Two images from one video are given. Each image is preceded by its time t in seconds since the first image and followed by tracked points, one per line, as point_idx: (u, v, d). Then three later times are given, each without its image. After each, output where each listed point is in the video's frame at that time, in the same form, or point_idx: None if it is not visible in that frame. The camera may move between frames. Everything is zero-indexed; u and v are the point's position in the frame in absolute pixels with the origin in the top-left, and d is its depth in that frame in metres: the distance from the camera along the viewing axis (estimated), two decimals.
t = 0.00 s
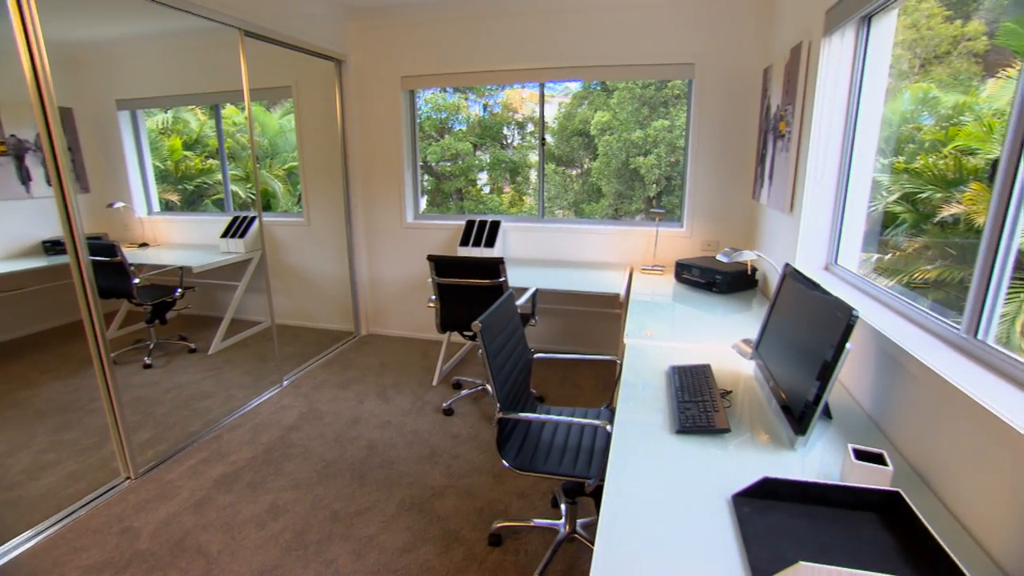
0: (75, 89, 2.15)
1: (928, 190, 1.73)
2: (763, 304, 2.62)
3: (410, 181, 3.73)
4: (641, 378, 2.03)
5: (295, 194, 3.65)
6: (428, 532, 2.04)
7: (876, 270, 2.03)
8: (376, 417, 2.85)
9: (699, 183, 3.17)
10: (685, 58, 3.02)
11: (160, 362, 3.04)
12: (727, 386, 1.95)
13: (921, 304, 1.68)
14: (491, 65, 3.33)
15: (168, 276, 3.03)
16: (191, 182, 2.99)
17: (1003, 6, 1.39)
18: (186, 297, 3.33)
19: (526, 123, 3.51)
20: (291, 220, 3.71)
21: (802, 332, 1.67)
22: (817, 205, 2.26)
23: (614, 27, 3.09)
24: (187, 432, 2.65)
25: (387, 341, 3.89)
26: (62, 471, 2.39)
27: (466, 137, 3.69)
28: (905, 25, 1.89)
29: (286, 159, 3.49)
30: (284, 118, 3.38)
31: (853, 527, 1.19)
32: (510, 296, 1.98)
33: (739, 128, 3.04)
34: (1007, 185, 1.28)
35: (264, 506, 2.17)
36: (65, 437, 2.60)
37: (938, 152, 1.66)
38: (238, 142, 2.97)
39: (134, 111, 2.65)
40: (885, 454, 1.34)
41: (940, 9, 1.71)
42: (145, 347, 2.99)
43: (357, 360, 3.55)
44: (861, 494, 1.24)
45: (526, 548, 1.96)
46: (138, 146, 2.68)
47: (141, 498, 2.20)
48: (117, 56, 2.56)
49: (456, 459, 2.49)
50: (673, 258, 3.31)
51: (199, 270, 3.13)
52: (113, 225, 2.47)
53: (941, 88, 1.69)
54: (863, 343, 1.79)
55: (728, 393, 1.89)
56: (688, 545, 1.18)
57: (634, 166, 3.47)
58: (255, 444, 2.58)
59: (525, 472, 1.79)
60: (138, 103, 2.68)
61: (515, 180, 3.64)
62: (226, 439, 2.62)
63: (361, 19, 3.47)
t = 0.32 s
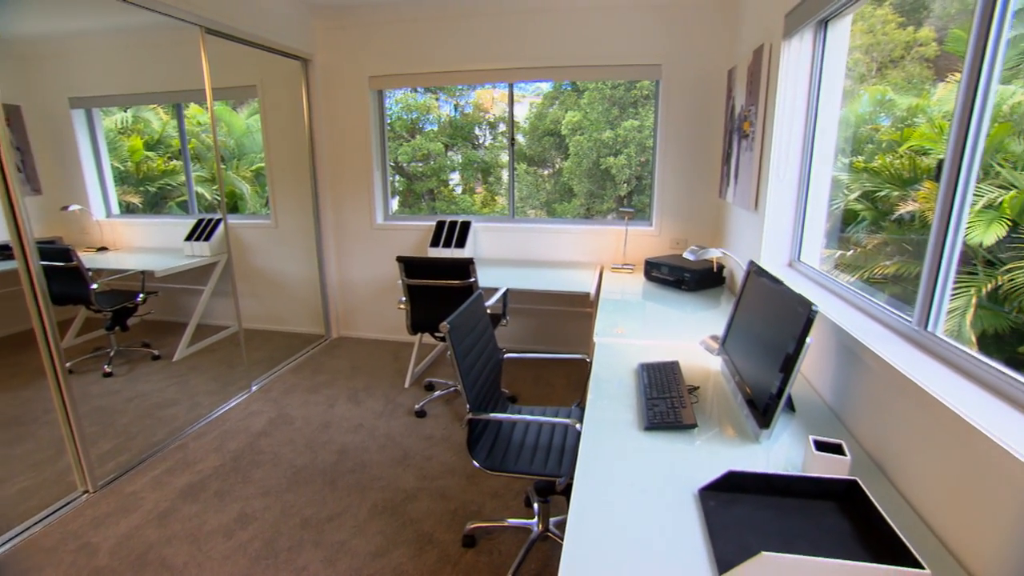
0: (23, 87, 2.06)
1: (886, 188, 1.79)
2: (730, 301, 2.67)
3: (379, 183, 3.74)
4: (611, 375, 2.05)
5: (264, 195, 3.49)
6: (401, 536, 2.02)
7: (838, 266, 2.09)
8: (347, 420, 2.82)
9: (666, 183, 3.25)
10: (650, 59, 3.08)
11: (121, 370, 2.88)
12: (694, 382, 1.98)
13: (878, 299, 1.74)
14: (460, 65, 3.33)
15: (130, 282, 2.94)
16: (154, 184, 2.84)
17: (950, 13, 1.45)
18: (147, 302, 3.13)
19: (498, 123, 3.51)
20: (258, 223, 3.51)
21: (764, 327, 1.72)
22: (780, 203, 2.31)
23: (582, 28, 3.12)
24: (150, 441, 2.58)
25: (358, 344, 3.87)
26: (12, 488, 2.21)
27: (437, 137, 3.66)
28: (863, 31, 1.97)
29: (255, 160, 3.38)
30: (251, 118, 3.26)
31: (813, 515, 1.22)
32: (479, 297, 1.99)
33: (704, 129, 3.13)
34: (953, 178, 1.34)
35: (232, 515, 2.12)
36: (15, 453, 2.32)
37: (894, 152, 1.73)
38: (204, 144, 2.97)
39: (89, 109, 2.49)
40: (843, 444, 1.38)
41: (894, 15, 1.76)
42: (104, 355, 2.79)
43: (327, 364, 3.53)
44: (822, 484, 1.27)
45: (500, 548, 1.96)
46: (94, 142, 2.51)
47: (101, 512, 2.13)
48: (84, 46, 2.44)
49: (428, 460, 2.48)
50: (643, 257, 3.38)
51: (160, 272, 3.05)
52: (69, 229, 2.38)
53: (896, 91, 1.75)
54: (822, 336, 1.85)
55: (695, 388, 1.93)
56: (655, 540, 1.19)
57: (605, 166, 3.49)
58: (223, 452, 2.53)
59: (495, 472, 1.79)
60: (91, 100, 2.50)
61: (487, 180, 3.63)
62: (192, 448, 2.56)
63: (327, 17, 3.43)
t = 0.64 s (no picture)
0: None
1: (850, 187, 1.84)
2: (699, 297, 2.72)
3: (350, 184, 3.70)
4: (582, 373, 2.07)
5: (233, 197, 3.42)
6: (374, 540, 2.00)
7: (803, 262, 2.15)
8: (319, 425, 2.78)
9: (636, 183, 3.31)
10: (619, 60, 3.13)
11: (78, 380, 2.71)
12: (663, 379, 2.01)
13: (843, 294, 1.78)
14: (432, 64, 3.33)
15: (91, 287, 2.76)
16: (115, 185, 2.77)
17: (904, 19, 1.48)
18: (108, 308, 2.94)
19: (471, 123, 3.50)
20: (226, 224, 3.43)
21: (730, 323, 1.75)
22: (747, 201, 2.36)
23: (551, 29, 3.16)
24: (113, 452, 2.51)
25: (329, 347, 3.83)
26: None
27: (410, 137, 3.63)
28: (826, 35, 2.02)
29: (222, 161, 3.31)
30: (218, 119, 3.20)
31: (777, 507, 1.25)
32: (450, 297, 2.00)
33: (672, 129, 3.20)
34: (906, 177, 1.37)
35: (199, 525, 2.06)
36: None
37: (856, 151, 1.79)
38: (168, 144, 2.88)
39: (40, 106, 2.38)
40: (806, 437, 1.41)
41: (853, 20, 1.81)
42: (65, 363, 2.63)
43: (299, 367, 3.49)
44: (785, 475, 1.30)
45: (474, 548, 1.96)
46: (48, 144, 2.41)
47: (60, 527, 2.05)
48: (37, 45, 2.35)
49: (402, 463, 2.47)
50: (615, 255, 3.43)
51: (122, 278, 2.93)
52: (20, 233, 2.30)
53: (857, 93, 1.80)
54: (787, 332, 1.89)
55: (664, 385, 1.95)
56: (625, 535, 1.20)
57: (578, 166, 3.51)
58: (190, 460, 2.48)
59: (468, 473, 1.78)
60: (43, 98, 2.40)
61: (460, 181, 3.62)
62: (157, 458, 2.49)
63: (295, 16, 3.39)
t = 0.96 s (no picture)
0: None
1: (818, 185, 1.86)
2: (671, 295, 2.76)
3: (322, 185, 3.66)
4: (557, 373, 2.07)
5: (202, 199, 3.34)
6: (349, 544, 1.98)
7: (772, 261, 2.20)
8: (293, 429, 2.75)
9: (610, 182, 3.35)
10: (591, 60, 3.17)
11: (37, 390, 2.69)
12: (636, 377, 2.03)
13: (812, 293, 1.80)
14: (405, 64, 3.32)
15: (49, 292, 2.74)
16: (76, 187, 2.71)
17: (867, 24, 1.47)
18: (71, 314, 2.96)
19: (446, 124, 3.49)
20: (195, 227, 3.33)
21: (699, 320, 1.78)
22: (717, 200, 2.41)
23: (523, 30, 3.18)
24: (76, 462, 2.43)
25: (304, 350, 3.79)
26: None
27: (385, 137, 3.59)
28: (793, 38, 2.06)
29: (191, 162, 3.23)
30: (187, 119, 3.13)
31: (747, 500, 1.27)
32: (423, 298, 1.98)
33: (644, 129, 3.24)
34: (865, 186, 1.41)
35: (168, 536, 2.01)
36: None
37: (823, 151, 1.81)
38: (133, 144, 2.77)
39: None
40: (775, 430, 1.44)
41: (819, 24, 1.85)
42: (21, 372, 2.67)
43: (272, 371, 3.44)
44: (754, 469, 1.31)
45: (451, 550, 1.95)
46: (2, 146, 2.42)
47: (19, 542, 1.97)
48: None
49: (378, 466, 2.45)
50: (589, 254, 3.47)
51: (85, 283, 2.90)
52: None
53: (824, 94, 1.83)
54: (754, 328, 1.94)
55: (637, 383, 1.97)
56: (597, 532, 1.20)
57: (553, 165, 3.53)
58: (158, 469, 2.42)
59: (443, 474, 1.78)
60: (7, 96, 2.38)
61: (435, 181, 3.60)
62: (124, 467, 2.43)
63: (264, 14, 3.35)
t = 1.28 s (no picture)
0: None
1: (794, 184, 1.89)
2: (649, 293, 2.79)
3: (300, 186, 3.62)
4: (536, 372, 2.08)
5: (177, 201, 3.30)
6: (330, 548, 1.96)
7: (749, 259, 2.23)
8: (271, 433, 2.71)
9: (589, 182, 3.38)
10: (569, 61, 3.19)
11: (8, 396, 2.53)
12: (615, 375, 2.04)
13: (789, 290, 1.83)
14: (384, 63, 3.30)
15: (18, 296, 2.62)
16: (44, 189, 2.59)
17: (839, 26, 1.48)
18: (37, 320, 2.79)
19: (426, 124, 3.48)
20: (169, 229, 3.31)
21: (676, 318, 1.80)
22: (694, 199, 2.43)
23: (501, 30, 3.19)
24: (46, 472, 2.37)
25: (283, 353, 3.75)
26: None
27: (364, 138, 3.57)
28: (769, 39, 2.09)
29: (166, 163, 3.18)
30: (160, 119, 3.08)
31: (723, 496, 1.28)
32: (401, 298, 1.97)
33: (622, 129, 3.28)
34: (836, 182, 1.45)
35: (142, 545, 1.97)
36: None
37: (799, 150, 1.84)
38: (103, 144, 2.73)
39: None
40: (751, 426, 1.46)
41: (794, 26, 1.88)
42: None
43: (251, 375, 3.40)
44: (730, 465, 1.33)
45: (433, 552, 1.94)
46: None
47: None
48: None
49: (358, 469, 2.43)
50: (569, 254, 3.49)
51: (52, 287, 2.81)
52: None
53: (799, 95, 1.86)
54: (731, 326, 1.97)
55: (616, 381, 1.98)
56: (576, 531, 1.20)
57: (534, 165, 3.51)
58: (132, 477, 2.37)
59: (423, 476, 1.77)
60: None
61: (416, 181, 3.59)
62: (95, 476, 2.37)
63: (239, 12, 3.31)
